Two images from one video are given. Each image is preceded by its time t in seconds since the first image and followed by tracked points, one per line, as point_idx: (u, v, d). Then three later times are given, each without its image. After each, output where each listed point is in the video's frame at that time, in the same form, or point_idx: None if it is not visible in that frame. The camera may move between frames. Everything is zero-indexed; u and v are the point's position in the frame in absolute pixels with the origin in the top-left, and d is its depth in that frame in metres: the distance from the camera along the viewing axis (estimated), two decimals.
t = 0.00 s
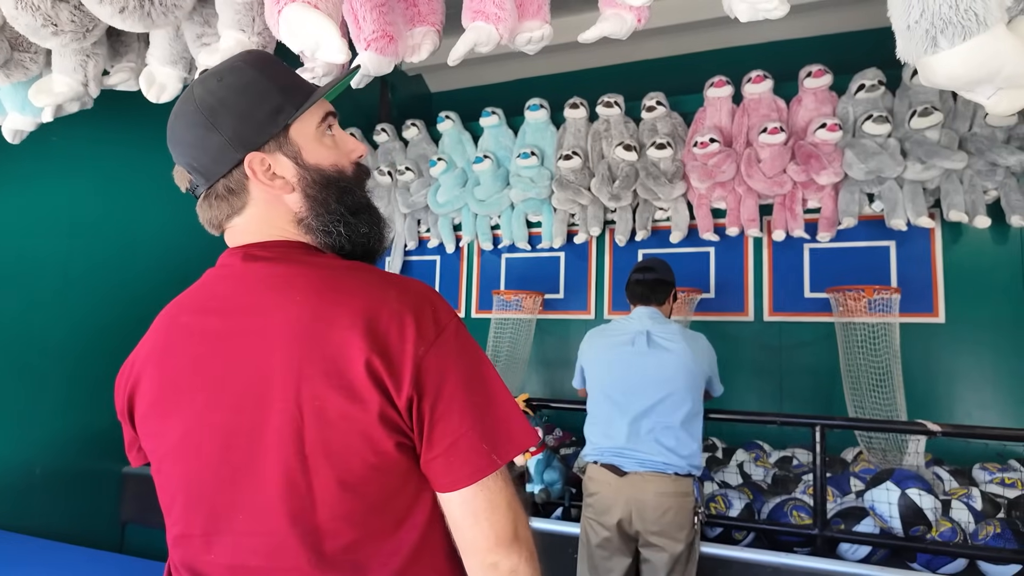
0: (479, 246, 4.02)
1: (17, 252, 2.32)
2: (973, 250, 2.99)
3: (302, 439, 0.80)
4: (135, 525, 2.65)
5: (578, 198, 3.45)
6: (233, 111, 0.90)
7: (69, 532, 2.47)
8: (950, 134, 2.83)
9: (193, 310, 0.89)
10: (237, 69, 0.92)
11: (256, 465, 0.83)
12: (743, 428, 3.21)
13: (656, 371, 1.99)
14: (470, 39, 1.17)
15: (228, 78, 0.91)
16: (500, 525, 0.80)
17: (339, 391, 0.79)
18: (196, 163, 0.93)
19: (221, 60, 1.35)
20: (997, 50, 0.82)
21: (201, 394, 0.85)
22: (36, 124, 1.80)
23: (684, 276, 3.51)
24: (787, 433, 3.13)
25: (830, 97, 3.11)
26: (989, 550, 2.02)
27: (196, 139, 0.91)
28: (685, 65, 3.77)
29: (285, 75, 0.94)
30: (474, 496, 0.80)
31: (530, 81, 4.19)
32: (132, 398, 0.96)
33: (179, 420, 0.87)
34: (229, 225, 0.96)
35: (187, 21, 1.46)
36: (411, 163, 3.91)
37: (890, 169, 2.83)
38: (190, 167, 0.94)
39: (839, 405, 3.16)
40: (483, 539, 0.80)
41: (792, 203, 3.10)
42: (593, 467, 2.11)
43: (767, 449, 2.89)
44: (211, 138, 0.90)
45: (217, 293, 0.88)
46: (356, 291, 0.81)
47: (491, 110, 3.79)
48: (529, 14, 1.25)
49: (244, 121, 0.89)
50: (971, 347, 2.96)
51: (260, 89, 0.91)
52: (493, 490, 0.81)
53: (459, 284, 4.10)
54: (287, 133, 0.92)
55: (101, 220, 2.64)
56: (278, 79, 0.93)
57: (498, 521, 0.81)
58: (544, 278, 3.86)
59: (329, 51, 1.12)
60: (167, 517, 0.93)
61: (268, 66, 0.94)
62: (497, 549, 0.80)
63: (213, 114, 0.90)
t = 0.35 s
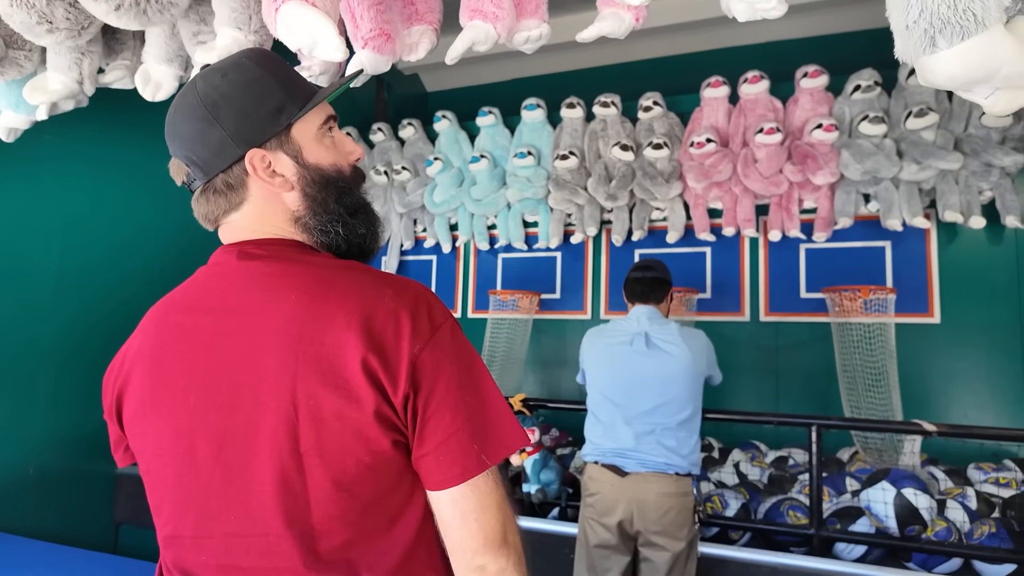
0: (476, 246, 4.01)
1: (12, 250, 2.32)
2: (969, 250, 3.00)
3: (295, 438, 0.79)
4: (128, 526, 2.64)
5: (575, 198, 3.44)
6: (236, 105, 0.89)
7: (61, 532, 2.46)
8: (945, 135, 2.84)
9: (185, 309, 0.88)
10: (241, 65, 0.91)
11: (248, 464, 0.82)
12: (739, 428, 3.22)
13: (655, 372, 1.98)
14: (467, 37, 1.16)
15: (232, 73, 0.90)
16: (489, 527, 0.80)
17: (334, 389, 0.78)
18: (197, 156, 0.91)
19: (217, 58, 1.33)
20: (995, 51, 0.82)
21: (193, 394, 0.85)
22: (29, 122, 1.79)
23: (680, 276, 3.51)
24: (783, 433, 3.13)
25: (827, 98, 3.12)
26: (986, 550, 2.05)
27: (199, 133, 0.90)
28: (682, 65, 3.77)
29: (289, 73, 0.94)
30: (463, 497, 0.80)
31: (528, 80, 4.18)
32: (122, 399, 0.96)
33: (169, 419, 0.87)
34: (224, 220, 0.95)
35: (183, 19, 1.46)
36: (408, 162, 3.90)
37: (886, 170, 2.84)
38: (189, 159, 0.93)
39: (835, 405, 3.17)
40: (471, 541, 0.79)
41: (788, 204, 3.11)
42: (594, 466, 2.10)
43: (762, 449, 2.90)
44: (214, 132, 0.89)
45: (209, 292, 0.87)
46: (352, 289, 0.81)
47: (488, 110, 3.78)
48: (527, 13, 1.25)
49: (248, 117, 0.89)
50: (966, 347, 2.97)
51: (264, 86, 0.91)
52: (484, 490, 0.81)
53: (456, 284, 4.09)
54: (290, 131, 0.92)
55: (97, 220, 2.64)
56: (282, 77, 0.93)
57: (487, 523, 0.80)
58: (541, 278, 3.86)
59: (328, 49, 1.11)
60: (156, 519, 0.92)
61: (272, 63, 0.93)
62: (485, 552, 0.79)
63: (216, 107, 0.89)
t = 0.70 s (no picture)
0: (471, 246, 4.03)
1: (11, 250, 2.33)
2: (959, 251, 3.03)
3: (212, 459, 0.69)
4: (125, 525, 2.66)
5: (570, 199, 3.46)
6: (184, 116, 0.80)
7: (58, 532, 2.47)
8: (935, 136, 2.88)
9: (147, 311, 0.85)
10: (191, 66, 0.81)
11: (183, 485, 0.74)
12: (732, 427, 3.24)
13: (646, 370, 2.00)
14: (462, 38, 1.18)
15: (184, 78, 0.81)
16: (440, 546, 0.65)
17: (238, 405, 0.66)
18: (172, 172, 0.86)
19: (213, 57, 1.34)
20: (982, 52, 0.84)
21: (143, 400, 0.80)
22: (25, 121, 1.79)
23: (674, 276, 3.54)
24: (776, 432, 3.16)
25: (819, 100, 3.15)
26: (973, 546, 2.08)
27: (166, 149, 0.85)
28: (676, 67, 3.80)
29: (236, 65, 0.80)
30: (405, 521, 0.65)
31: (523, 82, 4.20)
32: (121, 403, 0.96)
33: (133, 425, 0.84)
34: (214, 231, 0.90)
35: (179, 19, 1.46)
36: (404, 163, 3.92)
37: (877, 171, 2.87)
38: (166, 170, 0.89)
39: (826, 403, 3.20)
40: (423, 555, 0.65)
41: (780, 204, 3.14)
42: (585, 463, 2.12)
43: (755, 447, 2.92)
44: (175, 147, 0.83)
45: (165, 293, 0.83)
46: (264, 286, 0.69)
47: (484, 111, 3.79)
48: (522, 14, 1.27)
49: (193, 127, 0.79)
50: (956, 346, 3.00)
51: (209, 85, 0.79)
52: (425, 515, 0.65)
53: (451, 284, 4.10)
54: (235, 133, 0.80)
55: (95, 220, 2.65)
56: (226, 71, 0.79)
57: (442, 539, 0.65)
58: (536, 278, 3.88)
59: (322, 49, 1.14)
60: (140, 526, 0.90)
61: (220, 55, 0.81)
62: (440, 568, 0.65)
63: (170, 119, 0.82)
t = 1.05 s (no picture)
0: (467, 245, 4.02)
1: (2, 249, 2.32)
2: (954, 251, 3.04)
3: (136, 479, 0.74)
4: (118, 526, 2.64)
5: (566, 198, 3.45)
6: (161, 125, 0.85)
7: (49, 533, 2.45)
8: (931, 136, 2.88)
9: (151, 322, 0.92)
10: (166, 73, 0.85)
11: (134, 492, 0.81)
12: (727, 427, 3.23)
13: (644, 371, 2.00)
14: (456, 36, 1.16)
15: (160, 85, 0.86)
16: None
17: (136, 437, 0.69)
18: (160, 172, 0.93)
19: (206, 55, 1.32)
20: (974, 51, 0.83)
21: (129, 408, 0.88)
22: (14, 118, 1.76)
23: (670, 276, 3.53)
24: (772, 433, 3.15)
25: (815, 100, 3.15)
26: (968, 546, 2.08)
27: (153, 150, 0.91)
28: (672, 66, 3.79)
29: (204, 78, 0.83)
30: None
31: (518, 80, 4.18)
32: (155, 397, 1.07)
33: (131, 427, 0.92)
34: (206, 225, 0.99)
35: (171, 16, 1.45)
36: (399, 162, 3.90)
37: (873, 171, 2.87)
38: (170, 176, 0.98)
39: (822, 403, 3.20)
40: None
41: (777, 204, 3.13)
42: (581, 465, 2.11)
43: (750, 448, 2.92)
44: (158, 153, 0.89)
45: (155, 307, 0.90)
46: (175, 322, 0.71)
47: (479, 110, 3.78)
48: (516, 13, 1.25)
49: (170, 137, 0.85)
50: (950, 346, 3.01)
51: (180, 97, 0.83)
52: None
53: (447, 283, 4.09)
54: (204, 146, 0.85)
55: (87, 219, 2.63)
56: (186, 83, 0.83)
57: None
58: (531, 277, 3.87)
59: (314, 47, 1.12)
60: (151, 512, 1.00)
61: (187, 64, 0.85)
62: None
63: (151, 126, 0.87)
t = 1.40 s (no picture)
0: (464, 245, 4.01)
1: None
2: (950, 251, 3.04)
3: (148, 476, 0.72)
4: (113, 526, 2.63)
5: (563, 198, 3.46)
6: (192, 121, 0.80)
7: (44, 534, 2.44)
8: (927, 137, 2.89)
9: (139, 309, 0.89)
10: (208, 68, 0.80)
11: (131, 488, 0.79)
12: (724, 428, 3.24)
13: (639, 370, 1.99)
14: (453, 36, 1.16)
15: (197, 78, 0.80)
16: None
17: (161, 437, 0.68)
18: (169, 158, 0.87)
19: (201, 56, 1.32)
20: (969, 53, 0.83)
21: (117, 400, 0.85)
22: (10, 118, 1.77)
23: (668, 276, 3.53)
24: (769, 433, 3.16)
25: (812, 100, 3.15)
26: (964, 546, 2.08)
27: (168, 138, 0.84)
28: (670, 66, 3.79)
29: (277, 72, 0.81)
30: None
31: (516, 80, 4.18)
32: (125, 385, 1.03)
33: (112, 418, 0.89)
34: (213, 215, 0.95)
35: (166, 15, 1.44)
36: (396, 162, 3.90)
37: (870, 172, 2.88)
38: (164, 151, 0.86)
39: (819, 404, 3.20)
40: None
41: (774, 205, 3.14)
42: (577, 464, 2.11)
43: (747, 448, 2.92)
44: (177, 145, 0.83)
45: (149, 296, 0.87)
46: (207, 321, 0.69)
47: (477, 109, 3.78)
48: (512, 13, 1.25)
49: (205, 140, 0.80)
50: (947, 347, 3.01)
51: (225, 96, 0.79)
52: None
53: (444, 283, 4.09)
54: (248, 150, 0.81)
55: (84, 219, 2.62)
56: (258, 70, 0.80)
57: None
58: (529, 278, 3.87)
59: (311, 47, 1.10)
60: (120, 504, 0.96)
61: (252, 52, 0.82)
62: None
63: (176, 118, 0.81)
